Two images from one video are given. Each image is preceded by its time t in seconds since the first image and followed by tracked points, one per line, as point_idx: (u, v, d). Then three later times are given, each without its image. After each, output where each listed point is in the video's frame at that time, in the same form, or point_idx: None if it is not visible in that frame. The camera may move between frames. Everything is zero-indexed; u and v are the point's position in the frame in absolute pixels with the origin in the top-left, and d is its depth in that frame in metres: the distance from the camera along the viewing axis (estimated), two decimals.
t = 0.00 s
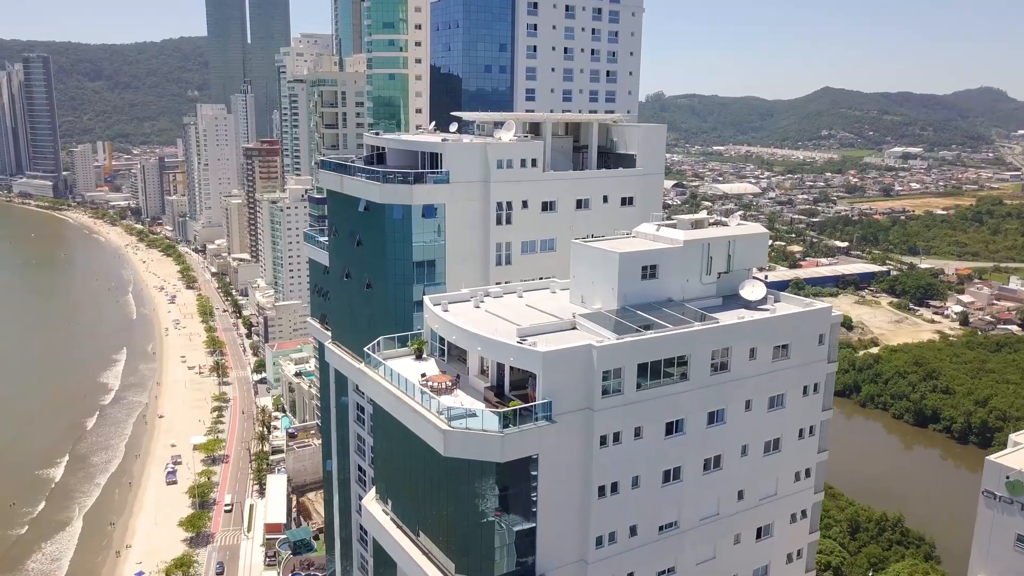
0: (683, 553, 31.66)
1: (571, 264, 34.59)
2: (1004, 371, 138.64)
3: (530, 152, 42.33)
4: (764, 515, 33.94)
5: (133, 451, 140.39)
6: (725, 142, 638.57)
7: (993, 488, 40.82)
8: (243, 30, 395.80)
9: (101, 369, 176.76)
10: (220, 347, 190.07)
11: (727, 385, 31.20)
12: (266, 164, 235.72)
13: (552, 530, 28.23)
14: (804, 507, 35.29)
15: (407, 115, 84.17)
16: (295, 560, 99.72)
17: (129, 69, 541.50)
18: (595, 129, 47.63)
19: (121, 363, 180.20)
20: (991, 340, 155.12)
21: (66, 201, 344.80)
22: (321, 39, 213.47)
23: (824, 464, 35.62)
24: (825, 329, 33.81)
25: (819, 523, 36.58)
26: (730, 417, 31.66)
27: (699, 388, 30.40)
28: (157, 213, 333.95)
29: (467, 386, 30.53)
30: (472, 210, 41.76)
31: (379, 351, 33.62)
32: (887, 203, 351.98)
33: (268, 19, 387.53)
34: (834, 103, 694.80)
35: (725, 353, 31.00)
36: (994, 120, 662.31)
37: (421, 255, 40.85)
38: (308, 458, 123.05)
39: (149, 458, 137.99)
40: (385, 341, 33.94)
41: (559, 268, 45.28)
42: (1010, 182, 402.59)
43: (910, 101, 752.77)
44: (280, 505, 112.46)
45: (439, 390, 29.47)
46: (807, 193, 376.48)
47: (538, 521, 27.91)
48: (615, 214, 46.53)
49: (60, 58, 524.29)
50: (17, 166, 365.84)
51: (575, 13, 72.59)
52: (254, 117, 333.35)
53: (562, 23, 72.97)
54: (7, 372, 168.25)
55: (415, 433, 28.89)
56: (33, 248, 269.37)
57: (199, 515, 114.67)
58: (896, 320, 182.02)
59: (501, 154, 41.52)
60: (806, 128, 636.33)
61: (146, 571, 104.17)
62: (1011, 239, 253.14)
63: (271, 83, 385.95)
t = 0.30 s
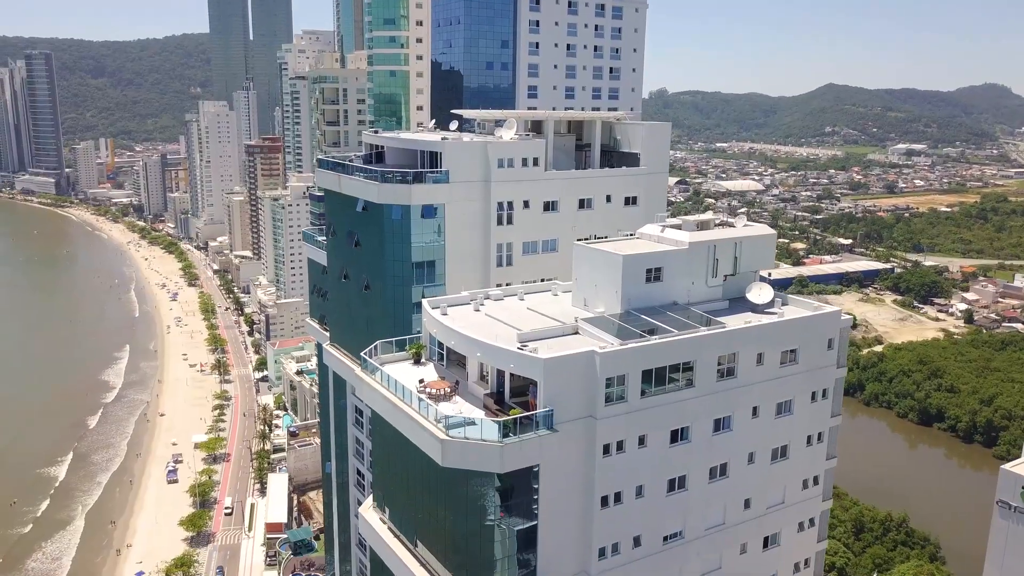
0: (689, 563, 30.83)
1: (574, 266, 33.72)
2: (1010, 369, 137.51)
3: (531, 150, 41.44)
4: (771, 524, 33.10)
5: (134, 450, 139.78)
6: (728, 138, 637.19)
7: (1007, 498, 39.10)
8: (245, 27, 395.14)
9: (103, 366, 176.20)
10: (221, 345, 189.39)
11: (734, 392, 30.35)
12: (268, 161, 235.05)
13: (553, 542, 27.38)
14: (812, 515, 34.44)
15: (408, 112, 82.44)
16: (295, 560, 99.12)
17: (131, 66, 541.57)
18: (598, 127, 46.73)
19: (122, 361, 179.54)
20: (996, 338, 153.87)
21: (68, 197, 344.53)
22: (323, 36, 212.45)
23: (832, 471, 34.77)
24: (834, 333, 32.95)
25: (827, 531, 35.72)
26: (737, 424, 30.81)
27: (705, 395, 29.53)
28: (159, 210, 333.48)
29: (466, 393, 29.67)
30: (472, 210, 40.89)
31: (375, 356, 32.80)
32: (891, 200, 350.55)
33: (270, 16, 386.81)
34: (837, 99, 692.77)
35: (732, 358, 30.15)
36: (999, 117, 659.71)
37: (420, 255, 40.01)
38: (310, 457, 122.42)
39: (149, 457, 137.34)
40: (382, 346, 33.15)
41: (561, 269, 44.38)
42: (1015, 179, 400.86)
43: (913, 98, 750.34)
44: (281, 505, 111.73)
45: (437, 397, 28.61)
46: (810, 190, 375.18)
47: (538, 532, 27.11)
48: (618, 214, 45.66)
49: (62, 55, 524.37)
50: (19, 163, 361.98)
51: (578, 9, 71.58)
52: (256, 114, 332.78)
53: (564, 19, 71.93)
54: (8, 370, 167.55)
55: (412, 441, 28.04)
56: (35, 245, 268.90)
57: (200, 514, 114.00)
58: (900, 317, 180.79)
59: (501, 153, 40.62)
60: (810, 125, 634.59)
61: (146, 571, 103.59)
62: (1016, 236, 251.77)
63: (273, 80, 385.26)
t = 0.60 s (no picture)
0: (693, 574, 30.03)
1: (575, 268, 32.88)
2: (1014, 367, 136.33)
3: (531, 149, 40.57)
4: (777, 533, 32.24)
5: (134, 448, 139.17)
6: (731, 135, 635.38)
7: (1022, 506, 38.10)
8: (247, 23, 394.07)
9: (105, 364, 175.61)
10: (223, 343, 188.67)
11: (740, 398, 29.52)
12: (270, 158, 234.06)
13: (553, 553, 26.54)
14: (819, 523, 33.59)
15: (409, 108, 82.35)
16: (295, 560, 98.50)
17: (133, 62, 540.88)
18: (600, 125, 45.89)
19: (124, 358, 178.92)
20: (1000, 336, 152.63)
21: (70, 194, 343.93)
22: (325, 32, 211.25)
23: (841, 478, 33.91)
24: (843, 337, 32.05)
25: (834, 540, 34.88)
26: (743, 431, 29.96)
27: (711, 402, 28.71)
28: (160, 207, 332.81)
29: (464, 399, 28.83)
30: (471, 210, 40.04)
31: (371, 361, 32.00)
32: (894, 196, 349.09)
33: (271, 12, 385.33)
34: (840, 95, 690.42)
35: (738, 364, 29.31)
36: (1003, 114, 657.30)
37: (419, 256, 39.15)
38: (310, 455, 121.71)
39: (150, 456, 136.67)
40: (378, 349, 32.34)
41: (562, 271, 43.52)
42: (1019, 176, 399.05)
43: (917, 94, 747.75)
44: (281, 504, 111.03)
45: (434, 404, 27.79)
46: (813, 187, 373.80)
47: (538, 544, 26.31)
48: (620, 213, 44.76)
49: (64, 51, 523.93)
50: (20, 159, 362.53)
51: (580, 4, 69.57)
52: (258, 110, 331.69)
53: (566, 14, 70.19)
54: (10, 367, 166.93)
55: (408, 450, 27.20)
56: (37, 242, 268.28)
57: (201, 513, 113.40)
58: (904, 315, 179.57)
59: (502, 152, 39.81)
60: (812, 121, 632.56)
61: (146, 571, 103.01)
62: (1021, 233, 250.32)
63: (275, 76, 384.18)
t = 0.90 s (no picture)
0: None
1: (577, 268, 32.01)
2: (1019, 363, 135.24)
3: (532, 145, 39.67)
4: (784, 541, 31.42)
5: (135, 444, 138.50)
6: (734, 129, 633.34)
7: None
8: (249, 18, 392.89)
9: (105, 359, 174.77)
10: (224, 338, 187.97)
11: (748, 403, 28.67)
12: (271, 153, 233.13)
13: (553, 565, 25.72)
14: (827, 530, 32.78)
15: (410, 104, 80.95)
16: (295, 558, 96.80)
17: (136, 57, 539.47)
18: (602, 121, 44.95)
19: (125, 353, 178.13)
20: (1005, 332, 151.58)
21: (71, 189, 343.17)
22: (326, 26, 210.10)
23: (849, 484, 33.06)
24: (852, 339, 31.18)
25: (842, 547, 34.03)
26: (749, 437, 29.10)
27: (716, 408, 27.85)
28: (162, 201, 332.04)
29: (462, 405, 27.99)
30: (471, 208, 39.14)
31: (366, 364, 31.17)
32: (898, 191, 347.42)
33: (273, 6, 384.08)
34: (843, 90, 687.66)
35: (745, 368, 28.46)
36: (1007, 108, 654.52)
37: (417, 254, 38.27)
38: (311, 452, 120.96)
39: (150, 452, 136.02)
40: (374, 352, 31.50)
41: (564, 270, 42.63)
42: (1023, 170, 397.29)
43: (920, 88, 744.85)
44: (282, 501, 110.32)
45: (431, 409, 26.96)
46: (817, 182, 372.34)
47: (539, 553, 25.47)
48: (623, 211, 43.87)
49: (66, 46, 522.90)
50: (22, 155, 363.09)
51: None
52: (259, 105, 330.77)
53: (568, 9, 69.51)
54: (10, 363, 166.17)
55: (404, 458, 26.37)
56: (38, 237, 267.51)
57: (201, 510, 112.80)
58: (908, 311, 178.33)
59: (502, 149, 38.95)
60: (816, 115, 630.26)
61: (146, 568, 102.55)
62: None
63: (277, 71, 383.02)
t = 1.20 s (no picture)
0: None
1: (578, 265, 31.19)
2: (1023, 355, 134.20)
3: (532, 138, 38.74)
4: (790, 545, 30.62)
5: (135, 436, 138.04)
6: (737, 119, 630.65)
7: None
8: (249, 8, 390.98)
9: (107, 350, 174.30)
10: (225, 330, 187.27)
11: (754, 405, 27.85)
12: (272, 144, 231.94)
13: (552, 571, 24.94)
14: (834, 533, 31.99)
15: (409, 93, 80.86)
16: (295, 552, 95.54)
17: (137, 47, 537.56)
18: (604, 112, 43.93)
19: (126, 345, 177.59)
20: (1009, 324, 150.62)
21: (73, 179, 342.08)
22: (327, 16, 208.72)
23: (857, 487, 32.22)
24: (861, 338, 30.34)
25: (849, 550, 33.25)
26: (756, 438, 28.26)
27: (721, 410, 27.02)
28: (163, 192, 331.00)
29: (460, 406, 27.20)
30: (469, 202, 38.27)
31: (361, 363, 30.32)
32: (902, 182, 345.52)
33: None
34: (847, 80, 684.19)
35: (751, 368, 27.59)
36: (1012, 98, 651.22)
37: (414, 249, 37.38)
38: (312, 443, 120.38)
39: (151, 444, 135.53)
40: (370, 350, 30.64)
41: (565, 265, 41.79)
42: None
43: (925, 78, 741.18)
44: (283, 495, 109.77)
45: (427, 411, 26.20)
46: (820, 172, 370.52)
47: (538, 559, 24.69)
48: (625, 205, 42.95)
49: (67, 36, 520.98)
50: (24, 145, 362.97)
51: None
52: (261, 95, 329.50)
53: None
54: (12, 354, 165.74)
55: (398, 461, 25.55)
56: (39, 227, 266.92)
57: (201, 502, 112.31)
58: (911, 302, 177.15)
59: (501, 142, 38.03)
60: (819, 105, 627.37)
61: (147, 560, 102.00)
62: None
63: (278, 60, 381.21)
